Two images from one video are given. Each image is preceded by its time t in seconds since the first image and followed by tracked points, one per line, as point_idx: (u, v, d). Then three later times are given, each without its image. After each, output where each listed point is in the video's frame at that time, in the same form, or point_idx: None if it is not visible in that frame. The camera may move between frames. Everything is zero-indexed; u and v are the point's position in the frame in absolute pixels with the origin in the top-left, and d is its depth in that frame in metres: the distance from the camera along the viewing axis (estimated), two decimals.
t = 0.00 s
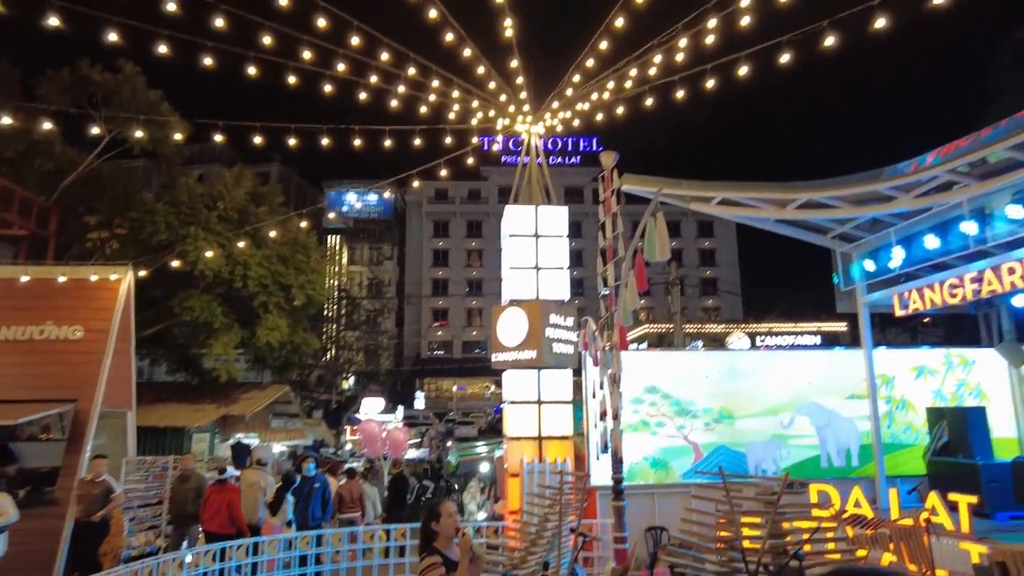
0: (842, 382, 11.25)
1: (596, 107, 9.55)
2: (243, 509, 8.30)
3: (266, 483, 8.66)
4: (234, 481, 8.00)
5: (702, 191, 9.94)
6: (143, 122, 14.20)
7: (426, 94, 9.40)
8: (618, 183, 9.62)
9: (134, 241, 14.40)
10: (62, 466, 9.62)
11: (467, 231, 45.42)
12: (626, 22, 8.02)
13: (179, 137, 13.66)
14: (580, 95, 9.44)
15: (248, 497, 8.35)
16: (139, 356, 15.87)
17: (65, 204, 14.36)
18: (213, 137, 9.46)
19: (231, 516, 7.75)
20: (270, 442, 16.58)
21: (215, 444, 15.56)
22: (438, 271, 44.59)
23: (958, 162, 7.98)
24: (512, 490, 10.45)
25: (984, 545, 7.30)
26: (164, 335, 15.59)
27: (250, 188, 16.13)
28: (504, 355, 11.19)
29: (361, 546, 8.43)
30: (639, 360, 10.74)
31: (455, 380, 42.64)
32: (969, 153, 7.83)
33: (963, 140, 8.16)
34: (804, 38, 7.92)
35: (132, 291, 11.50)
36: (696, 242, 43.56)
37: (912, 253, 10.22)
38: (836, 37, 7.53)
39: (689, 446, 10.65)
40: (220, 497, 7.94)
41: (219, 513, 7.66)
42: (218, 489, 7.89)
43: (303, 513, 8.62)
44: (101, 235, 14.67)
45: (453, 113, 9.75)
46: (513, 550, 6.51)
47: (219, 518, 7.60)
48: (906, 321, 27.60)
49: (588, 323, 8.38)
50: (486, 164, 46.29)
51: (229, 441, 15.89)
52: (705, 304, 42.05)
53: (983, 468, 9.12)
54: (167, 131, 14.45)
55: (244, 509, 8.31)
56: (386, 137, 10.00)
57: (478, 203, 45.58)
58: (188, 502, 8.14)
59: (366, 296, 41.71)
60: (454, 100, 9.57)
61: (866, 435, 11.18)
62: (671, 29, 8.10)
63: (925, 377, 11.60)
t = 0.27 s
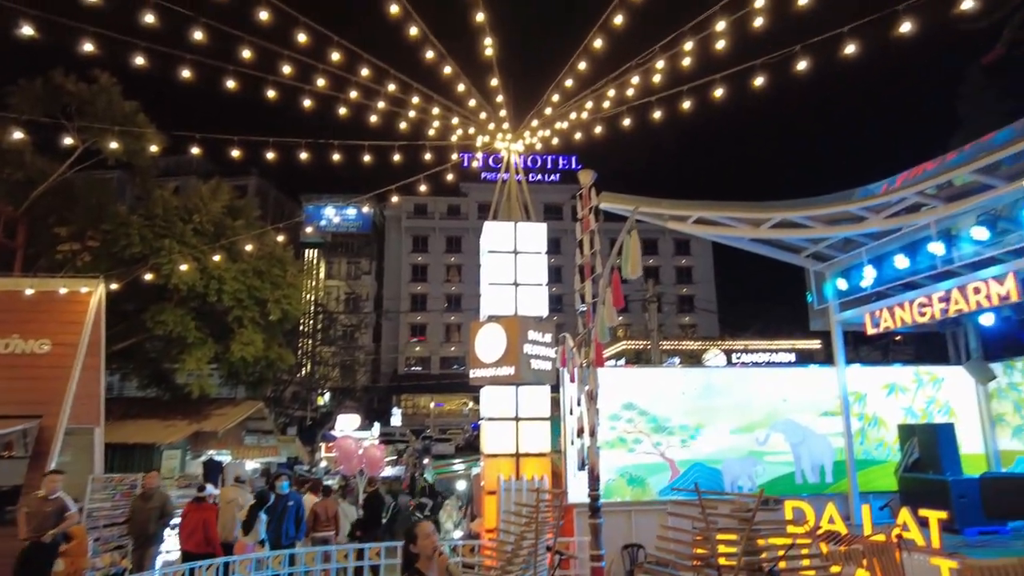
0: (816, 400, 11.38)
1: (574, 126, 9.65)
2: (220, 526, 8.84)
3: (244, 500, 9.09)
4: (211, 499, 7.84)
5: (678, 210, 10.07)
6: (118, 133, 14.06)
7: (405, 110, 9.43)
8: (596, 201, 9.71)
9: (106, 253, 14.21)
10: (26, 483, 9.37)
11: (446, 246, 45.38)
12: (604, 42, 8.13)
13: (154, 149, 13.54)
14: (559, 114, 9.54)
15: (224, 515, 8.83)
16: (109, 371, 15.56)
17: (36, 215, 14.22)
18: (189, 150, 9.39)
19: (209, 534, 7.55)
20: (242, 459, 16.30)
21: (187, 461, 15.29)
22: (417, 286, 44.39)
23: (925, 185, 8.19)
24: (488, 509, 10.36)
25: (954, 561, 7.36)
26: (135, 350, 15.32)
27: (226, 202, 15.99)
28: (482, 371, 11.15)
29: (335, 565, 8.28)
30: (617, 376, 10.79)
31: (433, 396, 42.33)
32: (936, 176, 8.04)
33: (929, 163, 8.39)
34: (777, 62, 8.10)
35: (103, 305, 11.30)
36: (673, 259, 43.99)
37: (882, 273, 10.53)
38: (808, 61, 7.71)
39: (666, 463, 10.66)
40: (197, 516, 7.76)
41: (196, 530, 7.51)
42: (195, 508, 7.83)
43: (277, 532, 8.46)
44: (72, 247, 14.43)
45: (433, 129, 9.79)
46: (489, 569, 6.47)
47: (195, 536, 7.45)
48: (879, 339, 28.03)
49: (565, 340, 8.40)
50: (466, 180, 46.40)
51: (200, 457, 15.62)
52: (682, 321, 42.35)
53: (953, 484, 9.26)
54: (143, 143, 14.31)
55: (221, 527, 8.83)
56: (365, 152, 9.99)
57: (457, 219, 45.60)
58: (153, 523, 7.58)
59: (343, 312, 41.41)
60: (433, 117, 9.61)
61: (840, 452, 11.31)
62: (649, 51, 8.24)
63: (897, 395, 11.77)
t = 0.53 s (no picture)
0: (788, 414, 11.52)
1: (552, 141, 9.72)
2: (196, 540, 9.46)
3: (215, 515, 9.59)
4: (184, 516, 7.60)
5: (654, 225, 10.16)
6: (89, 141, 13.87)
7: (382, 122, 9.43)
8: (573, 216, 9.77)
9: (73, 261, 14.06)
10: None
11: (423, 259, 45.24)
12: (582, 59, 8.24)
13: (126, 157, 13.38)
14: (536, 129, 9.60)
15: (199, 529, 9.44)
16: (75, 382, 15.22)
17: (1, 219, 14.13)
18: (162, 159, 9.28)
19: (183, 553, 7.23)
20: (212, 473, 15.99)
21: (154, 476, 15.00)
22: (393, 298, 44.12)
23: (893, 204, 8.37)
24: (462, 524, 10.28)
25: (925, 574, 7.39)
26: (103, 361, 15.02)
27: (200, 211, 15.82)
28: (458, 385, 11.08)
29: None
30: (592, 390, 10.80)
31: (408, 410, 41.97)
32: (903, 196, 8.22)
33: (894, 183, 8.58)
34: (750, 82, 8.25)
35: (69, 315, 11.07)
36: (649, 274, 44.36)
37: (853, 289, 10.69)
38: (780, 82, 7.87)
39: (641, 476, 10.67)
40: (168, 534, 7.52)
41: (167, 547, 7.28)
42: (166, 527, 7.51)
43: (247, 547, 8.28)
44: (38, 255, 14.16)
45: (411, 142, 9.79)
46: None
47: (166, 553, 7.21)
48: (850, 354, 28.47)
49: (541, 354, 8.40)
50: (444, 193, 46.41)
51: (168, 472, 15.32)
52: (658, 335, 42.64)
53: (922, 497, 9.39)
54: (115, 150, 14.13)
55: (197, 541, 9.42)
56: (341, 163, 9.96)
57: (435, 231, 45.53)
58: (112, 545, 7.34)
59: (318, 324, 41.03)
60: (411, 129, 9.62)
61: (812, 466, 11.46)
62: (625, 69, 8.35)
63: (867, 409, 11.96)
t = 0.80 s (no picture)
0: (755, 423, 11.67)
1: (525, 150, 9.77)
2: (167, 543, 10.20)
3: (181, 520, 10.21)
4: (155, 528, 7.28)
5: (626, 236, 10.25)
6: (53, 142, 13.59)
7: (355, 128, 9.39)
8: (546, 225, 9.82)
9: (33, 265, 13.59)
10: None
11: (396, 267, 44.99)
12: (555, 71, 8.31)
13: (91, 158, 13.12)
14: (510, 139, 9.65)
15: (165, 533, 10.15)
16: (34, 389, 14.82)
17: None
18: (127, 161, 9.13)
19: (150, 564, 6.93)
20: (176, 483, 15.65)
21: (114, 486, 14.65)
22: (365, 306, 43.76)
23: (858, 218, 8.56)
24: (432, 534, 10.19)
25: None
26: (63, 367, 14.65)
27: (168, 216, 15.59)
28: (429, 394, 11.02)
29: None
30: (563, 400, 10.82)
31: (379, 419, 41.55)
32: (867, 211, 8.43)
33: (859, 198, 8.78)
34: (720, 96, 8.38)
35: (28, 320, 10.78)
36: (622, 284, 44.68)
37: (819, 300, 10.91)
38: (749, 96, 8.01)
39: (610, 485, 10.70)
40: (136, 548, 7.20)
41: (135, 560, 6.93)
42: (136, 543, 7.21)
43: (212, 559, 8.06)
44: None
45: (384, 149, 9.78)
46: None
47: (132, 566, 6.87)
48: (818, 365, 28.95)
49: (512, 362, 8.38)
50: (418, 201, 46.30)
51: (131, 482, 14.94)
52: (630, 345, 42.90)
53: (885, 506, 9.55)
54: (79, 152, 13.86)
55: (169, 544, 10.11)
56: (313, 168, 9.89)
57: (408, 239, 45.34)
58: (69, 558, 7.14)
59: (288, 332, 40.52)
60: (384, 136, 9.60)
61: (779, 474, 11.62)
62: (598, 81, 8.45)
63: (832, 419, 12.16)
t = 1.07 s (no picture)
0: (722, 429, 11.82)
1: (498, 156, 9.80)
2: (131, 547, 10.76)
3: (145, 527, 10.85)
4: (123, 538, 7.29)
5: (596, 242, 10.32)
6: (12, 137, 13.27)
7: (325, 130, 9.32)
8: (518, 230, 9.84)
9: None
10: None
11: (367, 270, 44.63)
12: (528, 77, 8.35)
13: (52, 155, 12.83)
14: (482, 144, 9.68)
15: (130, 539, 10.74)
16: None
17: None
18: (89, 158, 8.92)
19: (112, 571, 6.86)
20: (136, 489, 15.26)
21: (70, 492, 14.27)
22: (335, 310, 43.32)
23: (822, 228, 8.75)
24: (399, 540, 10.10)
25: None
26: (19, 369, 14.23)
27: (132, 215, 15.33)
28: (398, 399, 10.95)
29: None
30: (532, 405, 10.84)
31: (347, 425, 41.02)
32: (831, 221, 8.62)
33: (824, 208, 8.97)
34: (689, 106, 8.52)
35: None
36: (593, 291, 44.95)
37: (784, 308, 11.12)
38: (718, 107, 8.15)
39: (579, 490, 10.73)
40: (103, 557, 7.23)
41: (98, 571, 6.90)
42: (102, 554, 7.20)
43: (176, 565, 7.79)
44: None
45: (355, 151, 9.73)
46: None
47: None
48: (784, 373, 29.43)
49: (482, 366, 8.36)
50: (389, 205, 46.08)
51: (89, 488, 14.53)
52: (600, 351, 43.12)
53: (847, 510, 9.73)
54: (40, 148, 13.54)
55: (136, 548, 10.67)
56: (283, 170, 9.78)
57: (380, 243, 45.05)
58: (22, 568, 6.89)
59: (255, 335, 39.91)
60: (356, 138, 9.54)
61: (744, 479, 11.79)
62: (570, 89, 8.51)
63: (797, 425, 12.37)
